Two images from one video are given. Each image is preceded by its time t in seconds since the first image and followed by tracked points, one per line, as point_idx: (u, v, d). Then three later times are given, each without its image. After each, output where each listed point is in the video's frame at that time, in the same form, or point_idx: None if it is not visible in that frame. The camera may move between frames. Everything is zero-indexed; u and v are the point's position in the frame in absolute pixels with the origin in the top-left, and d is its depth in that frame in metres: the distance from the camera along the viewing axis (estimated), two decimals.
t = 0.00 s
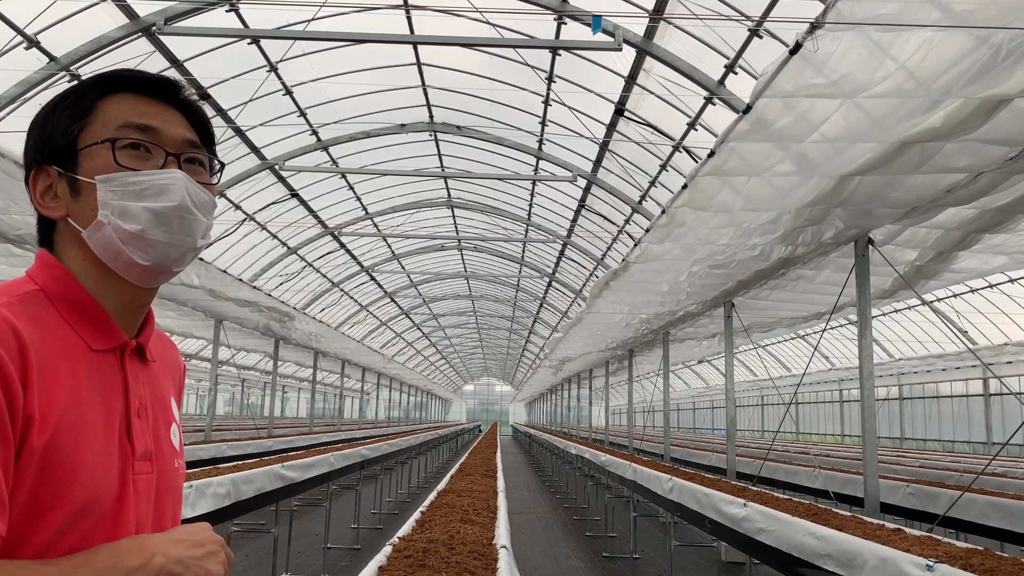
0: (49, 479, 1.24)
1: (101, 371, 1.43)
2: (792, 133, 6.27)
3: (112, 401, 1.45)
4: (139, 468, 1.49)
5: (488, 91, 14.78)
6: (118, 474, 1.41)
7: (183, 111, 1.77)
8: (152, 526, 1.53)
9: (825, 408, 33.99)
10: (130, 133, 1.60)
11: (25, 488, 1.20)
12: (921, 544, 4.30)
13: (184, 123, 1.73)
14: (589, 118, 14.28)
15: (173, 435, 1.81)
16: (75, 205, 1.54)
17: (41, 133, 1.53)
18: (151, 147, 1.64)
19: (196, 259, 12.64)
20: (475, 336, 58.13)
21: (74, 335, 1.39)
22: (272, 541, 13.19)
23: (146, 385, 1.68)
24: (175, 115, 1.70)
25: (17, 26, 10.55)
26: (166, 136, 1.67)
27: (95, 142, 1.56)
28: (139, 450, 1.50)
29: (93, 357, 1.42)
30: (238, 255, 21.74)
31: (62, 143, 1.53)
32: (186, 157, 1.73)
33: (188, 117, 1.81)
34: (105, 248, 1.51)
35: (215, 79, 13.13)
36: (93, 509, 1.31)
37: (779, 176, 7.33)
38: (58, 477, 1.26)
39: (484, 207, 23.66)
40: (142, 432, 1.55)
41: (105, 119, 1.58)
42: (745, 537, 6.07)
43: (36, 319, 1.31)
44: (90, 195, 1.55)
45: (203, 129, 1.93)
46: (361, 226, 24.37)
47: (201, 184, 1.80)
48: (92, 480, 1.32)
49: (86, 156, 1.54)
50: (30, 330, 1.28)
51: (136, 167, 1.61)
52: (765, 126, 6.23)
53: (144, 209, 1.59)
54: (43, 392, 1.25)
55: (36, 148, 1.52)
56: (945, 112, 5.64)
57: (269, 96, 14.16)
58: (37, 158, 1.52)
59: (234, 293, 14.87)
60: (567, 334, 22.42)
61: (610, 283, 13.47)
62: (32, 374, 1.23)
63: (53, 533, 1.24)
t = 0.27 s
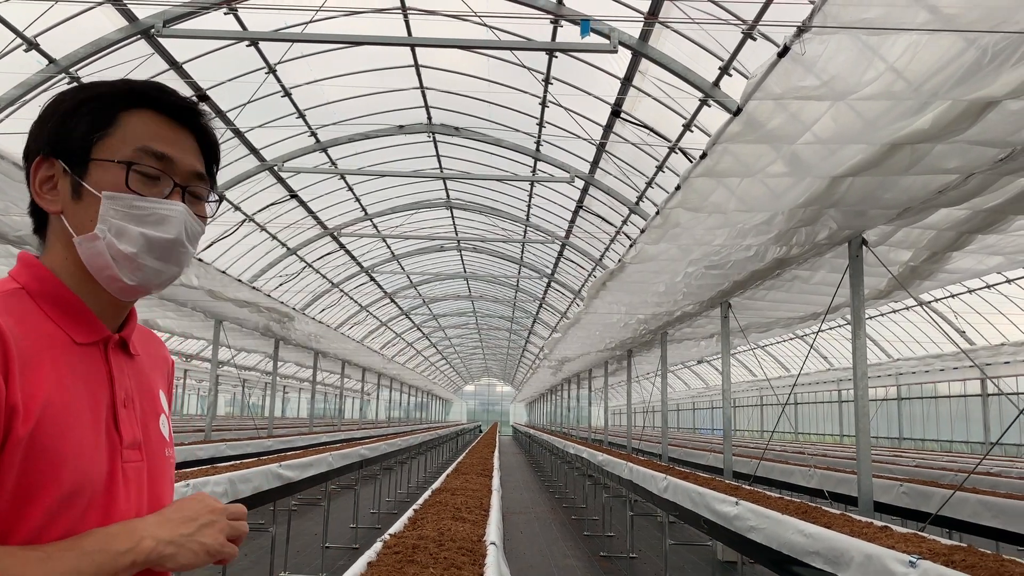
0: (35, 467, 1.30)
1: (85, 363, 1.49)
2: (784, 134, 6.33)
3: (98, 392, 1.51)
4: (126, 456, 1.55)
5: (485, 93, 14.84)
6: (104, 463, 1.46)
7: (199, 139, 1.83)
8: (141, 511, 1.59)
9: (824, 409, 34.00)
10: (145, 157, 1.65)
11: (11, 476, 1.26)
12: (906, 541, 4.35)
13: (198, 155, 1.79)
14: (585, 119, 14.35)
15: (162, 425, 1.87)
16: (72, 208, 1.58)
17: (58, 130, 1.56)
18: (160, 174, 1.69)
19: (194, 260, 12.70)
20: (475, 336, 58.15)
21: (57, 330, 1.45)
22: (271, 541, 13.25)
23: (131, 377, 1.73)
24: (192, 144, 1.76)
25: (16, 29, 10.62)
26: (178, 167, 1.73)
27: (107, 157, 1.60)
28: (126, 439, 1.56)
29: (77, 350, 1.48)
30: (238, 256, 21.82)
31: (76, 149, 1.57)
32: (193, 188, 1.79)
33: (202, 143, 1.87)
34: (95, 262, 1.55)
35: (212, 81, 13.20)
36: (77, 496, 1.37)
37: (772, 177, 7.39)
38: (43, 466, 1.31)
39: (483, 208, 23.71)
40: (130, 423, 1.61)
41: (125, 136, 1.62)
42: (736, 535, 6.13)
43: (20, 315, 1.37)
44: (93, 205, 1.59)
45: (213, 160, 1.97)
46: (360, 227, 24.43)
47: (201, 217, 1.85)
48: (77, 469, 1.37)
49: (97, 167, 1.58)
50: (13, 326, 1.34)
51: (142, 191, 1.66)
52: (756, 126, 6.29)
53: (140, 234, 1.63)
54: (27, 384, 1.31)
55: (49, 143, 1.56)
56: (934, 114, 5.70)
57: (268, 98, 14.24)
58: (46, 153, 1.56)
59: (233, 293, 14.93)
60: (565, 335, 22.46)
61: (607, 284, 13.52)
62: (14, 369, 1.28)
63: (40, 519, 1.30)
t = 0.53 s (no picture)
0: (34, 461, 1.38)
1: (81, 364, 1.56)
2: (777, 137, 6.40)
3: (95, 392, 1.58)
4: (123, 452, 1.63)
5: (485, 95, 14.91)
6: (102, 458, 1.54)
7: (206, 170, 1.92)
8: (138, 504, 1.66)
9: (826, 409, 34.00)
10: (166, 186, 1.74)
11: (11, 468, 1.33)
12: (893, 539, 4.44)
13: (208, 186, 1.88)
14: (584, 121, 14.42)
15: (156, 423, 1.94)
16: (89, 223, 1.63)
17: (85, 148, 1.63)
18: (177, 203, 1.77)
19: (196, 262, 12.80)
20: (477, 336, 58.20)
21: (55, 333, 1.52)
22: (271, 540, 13.33)
23: (125, 377, 1.80)
24: (205, 176, 1.86)
25: (19, 33, 10.73)
26: (192, 196, 1.82)
27: (131, 183, 1.67)
28: (123, 437, 1.64)
29: (73, 352, 1.55)
30: (240, 257, 21.92)
31: (102, 172, 1.64)
32: (199, 216, 1.87)
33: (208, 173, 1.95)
34: (110, 279, 1.62)
35: (220, 81, 13.28)
36: (75, 488, 1.45)
37: (767, 180, 7.46)
38: (40, 460, 1.39)
39: (483, 209, 23.77)
40: (125, 420, 1.68)
41: (151, 162, 1.71)
42: (730, 534, 6.20)
43: (18, 318, 1.44)
44: (112, 224, 1.65)
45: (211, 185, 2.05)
46: (362, 227, 24.53)
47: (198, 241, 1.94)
48: (74, 463, 1.45)
49: (120, 190, 1.66)
50: (13, 328, 1.41)
51: (158, 217, 1.74)
52: (750, 129, 6.36)
53: (154, 258, 1.72)
54: (25, 382, 1.38)
55: (75, 157, 1.62)
56: (924, 117, 5.78)
57: (269, 100, 14.36)
58: (71, 165, 1.61)
59: (234, 294, 15.03)
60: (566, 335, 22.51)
61: (606, 285, 13.59)
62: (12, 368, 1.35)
63: (38, 512, 1.38)
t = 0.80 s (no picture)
0: (53, 459, 1.43)
1: (95, 366, 1.61)
2: (779, 138, 6.45)
3: (108, 393, 1.63)
4: (132, 451, 1.69)
5: (489, 96, 14.98)
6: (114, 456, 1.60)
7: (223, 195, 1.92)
8: (145, 502, 1.72)
9: (832, 409, 33.91)
10: (178, 211, 1.73)
11: (30, 464, 1.39)
12: (891, 538, 4.51)
13: (222, 214, 1.88)
14: (588, 122, 14.47)
15: (160, 424, 1.99)
16: (101, 239, 1.65)
17: (104, 166, 1.63)
18: (187, 227, 1.77)
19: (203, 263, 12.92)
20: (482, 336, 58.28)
21: (72, 338, 1.57)
22: (278, 540, 13.44)
23: (133, 379, 1.85)
24: (219, 203, 1.85)
25: (28, 37, 10.82)
26: (204, 224, 1.81)
27: (144, 206, 1.67)
28: (133, 435, 1.70)
29: (89, 356, 1.60)
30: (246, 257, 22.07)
31: (118, 192, 1.64)
32: (209, 242, 1.87)
33: (224, 197, 1.95)
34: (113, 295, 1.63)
35: (225, 85, 13.62)
36: (89, 484, 1.50)
37: (770, 181, 7.50)
38: (59, 457, 1.44)
39: (488, 209, 23.83)
40: (134, 422, 1.74)
41: (166, 187, 1.70)
42: (732, 533, 6.25)
43: (38, 323, 1.48)
44: (121, 242, 1.66)
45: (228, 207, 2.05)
46: (367, 228, 24.63)
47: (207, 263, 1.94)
48: (91, 460, 1.50)
49: (133, 211, 1.66)
50: (33, 333, 1.45)
51: (166, 240, 1.75)
52: (751, 130, 6.40)
53: (158, 278, 1.73)
54: (46, 385, 1.43)
55: (95, 173, 1.62)
56: (923, 120, 5.82)
57: (275, 102, 14.60)
58: (89, 181, 1.62)
59: (241, 295, 15.16)
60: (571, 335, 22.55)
61: (610, 286, 13.63)
62: (33, 371, 1.39)
63: (55, 508, 1.43)
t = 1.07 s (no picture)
0: (71, 464, 1.40)
1: (108, 372, 1.58)
2: (789, 138, 6.44)
3: (120, 398, 1.60)
4: (145, 454, 1.67)
5: (499, 96, 15.02)
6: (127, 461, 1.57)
7: (244, 212, 1.89)
8: (156, 507, 1.69)
9: (844, 409, 33.70)
10: (189, 227, 1.72)
11: (49, 471, 1.35)
12: (901, 539, 4.52)
13: (238, 232, 1.84)
14: (599, 122, 14.48)
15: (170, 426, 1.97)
16: (114, 249, 1.65)
17: (122, 178, 1.64)
18: (199, 243, 1.75)
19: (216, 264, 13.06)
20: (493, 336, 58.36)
21: (86, 343, 1.53)
22: (290, 538, 13.56)
23: (144, 383, 1.82)
24: (236, 221, 1.82)
25: (43, 41, 10.98)
26: (216, 241, 1.79)
27: (155, 219, 1.66)
28: (145, 440, 1.67)
29: (102, 360, 1.56)
30: (259, 258, 22.25)
31: (133, 205, 1.64)
32: (222, 258, 1.84)
33: (245, 215, 1.92)
34: (121, 305, 1.62)
35: (237, 86, 13.57)
36: (104, 491, 1.48)
37: (781, 181, 7.49)
38: (78, 462, 1.41)
39: (499, 209, 23.86)
40: (146, 426, 1.71)
41: (179, 203, 1.68)
42: (742, 533, 6.26)
43: (53, 328, 1.44)
44: (132, 254, 1.65)
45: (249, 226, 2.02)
46: (379, 228, 24.75)
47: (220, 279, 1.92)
48: (106, 466, 1.47)
49: (145, 225, 1.65)
50: (49, 338, 1.41)
51: (177, 255, 1.73)
52: (762, 130, 6.40)
53: (165, 292, 1.71)
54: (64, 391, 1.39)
55: (113, 185, 1.63)
56: (934, 119, 5.80)
57: (286, 103, 14.57)
58: (106, 193, 1.63)
59: (253, 295, 15.30)
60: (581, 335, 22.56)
61: (621, 286, 13.64)
62: (53, 377, 1.36)
63: (72, 517, 1.40)
